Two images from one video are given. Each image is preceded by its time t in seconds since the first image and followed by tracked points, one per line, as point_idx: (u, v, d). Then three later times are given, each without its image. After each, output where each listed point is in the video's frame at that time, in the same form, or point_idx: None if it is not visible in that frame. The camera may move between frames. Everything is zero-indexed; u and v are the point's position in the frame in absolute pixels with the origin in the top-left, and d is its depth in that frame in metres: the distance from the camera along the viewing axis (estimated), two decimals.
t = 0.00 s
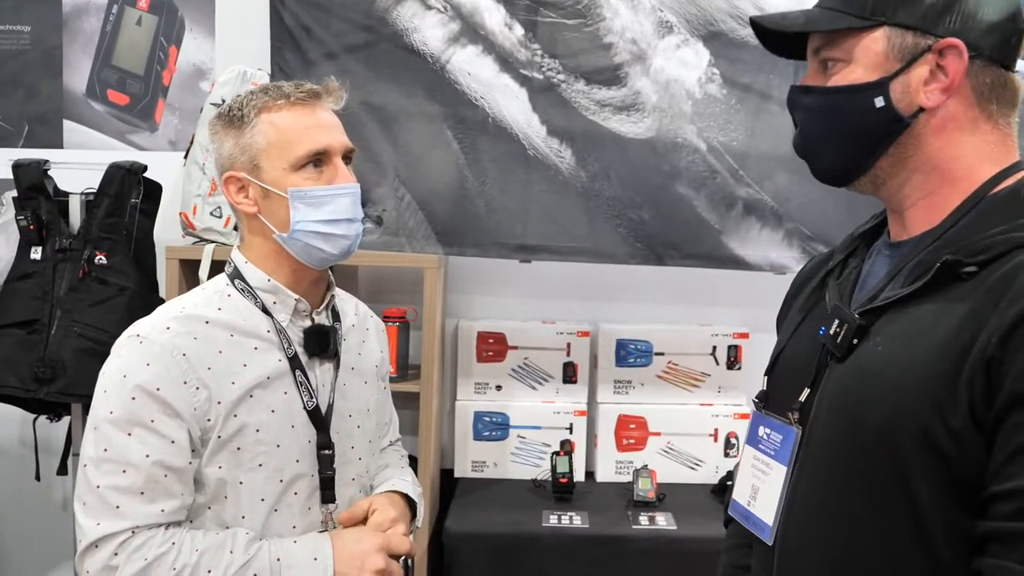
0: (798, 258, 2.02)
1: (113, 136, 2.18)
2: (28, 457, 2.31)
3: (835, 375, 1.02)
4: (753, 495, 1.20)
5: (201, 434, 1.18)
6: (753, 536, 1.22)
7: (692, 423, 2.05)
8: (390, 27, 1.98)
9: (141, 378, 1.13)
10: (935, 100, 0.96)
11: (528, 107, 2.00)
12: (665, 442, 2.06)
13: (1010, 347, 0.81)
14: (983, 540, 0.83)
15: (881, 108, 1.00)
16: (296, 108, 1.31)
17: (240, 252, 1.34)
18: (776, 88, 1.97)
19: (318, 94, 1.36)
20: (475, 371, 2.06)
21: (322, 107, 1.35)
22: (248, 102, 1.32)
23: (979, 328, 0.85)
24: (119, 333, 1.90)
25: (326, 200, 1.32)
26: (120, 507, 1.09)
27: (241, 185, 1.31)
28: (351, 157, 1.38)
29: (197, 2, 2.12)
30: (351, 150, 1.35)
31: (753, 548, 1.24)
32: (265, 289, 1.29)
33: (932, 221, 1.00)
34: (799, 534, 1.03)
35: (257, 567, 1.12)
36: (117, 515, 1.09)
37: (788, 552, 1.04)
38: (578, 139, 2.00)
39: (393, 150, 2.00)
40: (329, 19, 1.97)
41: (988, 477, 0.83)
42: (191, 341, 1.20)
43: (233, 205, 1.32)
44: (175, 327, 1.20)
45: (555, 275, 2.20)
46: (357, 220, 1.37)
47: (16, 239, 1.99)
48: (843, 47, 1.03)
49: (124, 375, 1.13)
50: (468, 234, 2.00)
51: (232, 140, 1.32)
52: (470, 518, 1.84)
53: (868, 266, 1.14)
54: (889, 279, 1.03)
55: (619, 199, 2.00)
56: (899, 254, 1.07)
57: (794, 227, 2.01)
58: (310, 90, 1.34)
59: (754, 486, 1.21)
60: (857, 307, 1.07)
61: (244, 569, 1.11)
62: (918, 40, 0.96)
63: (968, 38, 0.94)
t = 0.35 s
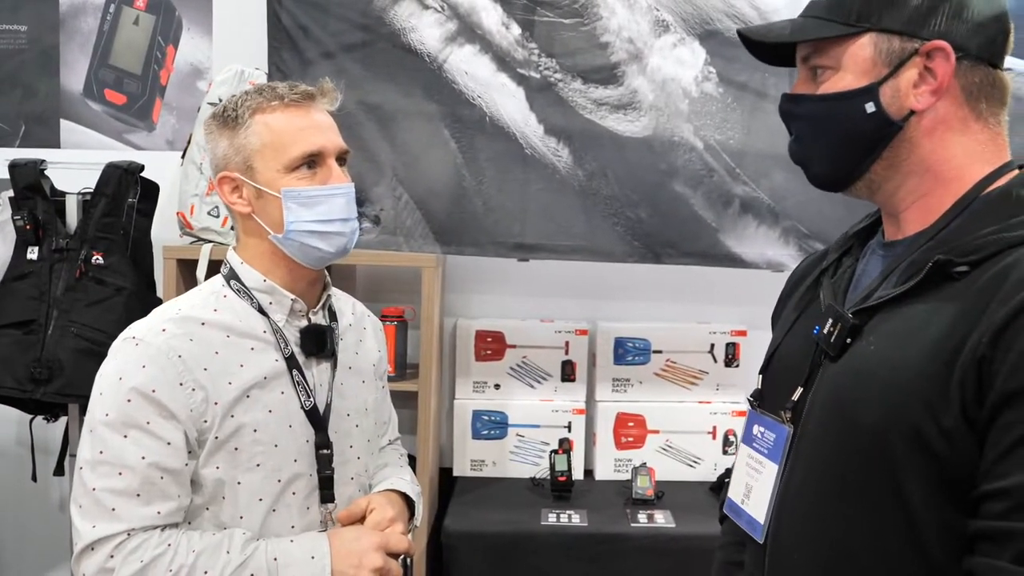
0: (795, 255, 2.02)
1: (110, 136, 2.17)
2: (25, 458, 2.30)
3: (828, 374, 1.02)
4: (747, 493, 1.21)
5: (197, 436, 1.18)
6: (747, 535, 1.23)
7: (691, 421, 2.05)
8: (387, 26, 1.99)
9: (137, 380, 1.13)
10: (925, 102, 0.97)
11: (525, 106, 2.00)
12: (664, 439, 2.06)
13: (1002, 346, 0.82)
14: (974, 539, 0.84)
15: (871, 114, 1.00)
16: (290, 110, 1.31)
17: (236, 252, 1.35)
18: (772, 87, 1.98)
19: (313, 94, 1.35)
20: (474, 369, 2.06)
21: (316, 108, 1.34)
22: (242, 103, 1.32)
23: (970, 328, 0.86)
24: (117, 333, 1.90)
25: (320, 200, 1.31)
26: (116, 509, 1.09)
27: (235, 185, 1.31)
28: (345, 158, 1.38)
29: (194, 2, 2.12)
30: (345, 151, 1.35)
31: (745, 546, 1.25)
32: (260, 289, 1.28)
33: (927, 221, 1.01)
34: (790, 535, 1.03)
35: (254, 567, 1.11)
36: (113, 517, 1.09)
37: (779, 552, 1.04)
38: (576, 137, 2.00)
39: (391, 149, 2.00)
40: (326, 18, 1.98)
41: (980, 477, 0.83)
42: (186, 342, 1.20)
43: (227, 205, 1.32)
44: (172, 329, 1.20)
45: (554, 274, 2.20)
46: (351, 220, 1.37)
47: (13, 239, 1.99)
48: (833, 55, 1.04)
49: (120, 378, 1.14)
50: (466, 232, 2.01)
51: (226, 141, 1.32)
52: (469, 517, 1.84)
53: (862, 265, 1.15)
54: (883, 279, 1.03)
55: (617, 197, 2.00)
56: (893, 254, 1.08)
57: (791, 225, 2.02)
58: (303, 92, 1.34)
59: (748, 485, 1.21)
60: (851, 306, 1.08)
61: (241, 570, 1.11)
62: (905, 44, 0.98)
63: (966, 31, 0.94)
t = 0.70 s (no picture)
0: (791, 254, 2.03)
1: (106, 135, 2.17)
2: (20, 459, 2.29)
3: (822, 372, 1.02)
4: (741, 491, 1.21)
5: (194, 437, 1.17)
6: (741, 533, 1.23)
7: (688, 419, 2.05)
8: (384, 26, 1.99)
9: (133, 381, 1.13)
10: (915, 108, 0.97)
11: (522, 105, 2.00)
12: (662, 438, 2.06)
13: (998, 344, 0.82)
14: (968, 536, 0.84)
15: (863, 123, 1.01)
16: (288, 110, 1.30)
17: (234, 253, 1.34)
18: (768, 86, 1.99)
19: (310, 95, 1.35)
20: (472, 368, 2.06)
21: (314, 108, 1.34)
22: (240, 102, 1.31)
23: (966, 326, 0.87)
24: (112, 333, 1.89)
25: (316, 201, 1.31)
26: (110, 510, 1.09)
27: (233, 186, 1.31)
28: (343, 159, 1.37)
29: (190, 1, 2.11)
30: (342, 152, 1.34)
31: (738, 543, 1.25)
32: (259, 290, 1.28)
33: (922, 222, 1.01)
34: (785, 531, 1.03)
35: (249, 568, 1.11)
36: (107, 518, 1.08)
37: (774, 549, 1.04)
38: (573, 136, 2.00)
39: (388, 148, 2.00)
40: (323, 18, 1.97)
41: (974, 474, 0.84)
42: (184, 343, 1.19)
43: (225, 205, 1.32)
44: (168, 330, 1.20)
45: (551, 273, 2.20)
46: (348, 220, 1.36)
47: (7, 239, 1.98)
48: (819, 65, 1.03)
49: (115, 379, 1.13)
50: (463, 232, 2.00)
51: (223, 141, 1.31)
52: (467, 516, 1.84)
53: (857, 265, 1.16)
54: (876, 280, 1.05)
55: (614, 196, 2.01)
56: (887, 254, 1.08)
57: (788, 224, 2.03)
58: (301, 92, 1.33)
59: (742, 483, 1.22)
60: (847, 305, 1.08)
61: (235, 571, 1.10)
62: (892, 52, 0.98)
63: (951, 32, 0.95)
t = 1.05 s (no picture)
0: (786, 254, 2.04)
1: (99, 136, 2.15)
2: (12, 462, 2.27)
3: (819, 373, 1.03)
4: (737, 493, 1.21)
5: (178, 438, 1.17)
6: (736, 533, 1.23)
7: (684, 419, 2.06)
8: (379, 26, 1.98)
9: (116, 382, 1.13)
10: (914, 109, 0.98)
11: (518, 105, 2.00)
12: (657, 438, 2.06)
13: (993, 346, 0.83)
14: (964, 536, 0.85)
15: (862, 122, 1.01)
16: (274, 113, 1.29)
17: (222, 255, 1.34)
18: (763, 87, 2.00)
19: (297, 96, 1.34)
20: (467, 369, 2.06)
21: (302, 110, 1.32)
22: (226, 105, 1.31)
23: (961, 328, 0.87)
24: (105, 335, 1.87)
25: (301, 204, 1.30)
26: (92, 511, 1.08)
27: (219, 189, 1.31)
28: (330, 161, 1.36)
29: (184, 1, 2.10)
30: (328, 154, 1.33)
31: (733, 544, 1.25)
32: (247, 292, 1.28)
33: (915, 224, 1.02)
34: (783, 531, 1.04)
35: (228, 562, 1.10)
36: (89, 519, 1.08)
37: (772, 548, 1.05)
38: (569, 137, 2.01)
39: (384, 149, 1.99)
40: (318, 18, 1.97)
41: (970, 475, 0.84)
42: (169, 345, 1.19)
43: (212, 208, 1.32)
44: (154, 331, 1.20)
45: (548, 273, 2.20)
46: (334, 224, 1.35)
47: None
48: (821, 63, 1.04)
49: (100, 380, 1.14)
50: (459, 232, 2.00)
51: (211, 144, 1.31)
52: (462, 517, 1.84)
53: (852, 267, 1.16)
54: (873, 280, 1.05)
55: (609, 196, 2.01)
56: (882, 255, 1.09)
57: (782, 224, 2.04)
58: (287, 94, 1.32)
59: (738, 484, 1.22)
60: (843, 305, 1.09)
61: (216, 565, 1.09)
62: (894, 52, 0.98)
63: (954, 35, 0.96)
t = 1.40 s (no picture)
0: (769, 253, 2.05)
1: (83, 138, 2.15)
2: None
3: (810, 377, 1.03)
4: (726, 495, 1.21)
5: (159, 440, 1.16)
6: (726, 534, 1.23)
7: (671, 419, 2.06)
8: (363, 28, 1.99)
9: (97, 382, 1.12)
10: (899, 112, 0.99)
11: (502, 107, 2.01)
12: (644, 438, 2.06)
13: (983, 348, 0.83)
14: (956, 538, 0.85)
15: (848, 125, 1.02)
16: (248, 119, 1.27)
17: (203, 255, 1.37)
18: (745, 87, 2.01)
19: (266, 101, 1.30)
20: (454, 371, 2.06)
21: (271, 115, 1.29)
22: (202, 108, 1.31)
23: (951, 330, 0.88)
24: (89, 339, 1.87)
25: (259, 213, 1.28)
26: (76, 513, 1.08)
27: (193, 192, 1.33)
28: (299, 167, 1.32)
29: (168, 3, 2.10)
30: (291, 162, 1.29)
31: (722, 544, 1.25)
32: (229, 296, 1.27)
33: (902, 226, 1.03)
34: (775, 534, 1.04)
35: (218, 557, 1.10)
36: (73, 521, 1.07)
37: (764, 551, 1.05)
38: (553, 137, 2.02)
39: (368, 150, 2.00)
40: (302, 20, 1.97)
41: (960, 477, 0.85)
42: (149, 348, 1.19)
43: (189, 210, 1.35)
44: (134, 333, 1.19)
45: (533, 274, 2.21)
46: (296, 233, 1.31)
47: None
48: (808, 65, 1.05)
49: (81, 382, 1.13)
50: (443, 233, 2.00)
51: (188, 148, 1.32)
52: (449, 519, 1.83)
53: (836, 268, 1.17)
54: (859, 281, 1.06)
55: (594, 197, 2.02)
56: (867, 257, 1.10)
57: (766, 223, 2.05)
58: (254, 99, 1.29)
59: (727, 486, 1.22)
60: (829, 308, 1.10)
61: (206, 561, 1.10)
62: (880, 55, 0.99)
63: (937, 39, 0.97)
